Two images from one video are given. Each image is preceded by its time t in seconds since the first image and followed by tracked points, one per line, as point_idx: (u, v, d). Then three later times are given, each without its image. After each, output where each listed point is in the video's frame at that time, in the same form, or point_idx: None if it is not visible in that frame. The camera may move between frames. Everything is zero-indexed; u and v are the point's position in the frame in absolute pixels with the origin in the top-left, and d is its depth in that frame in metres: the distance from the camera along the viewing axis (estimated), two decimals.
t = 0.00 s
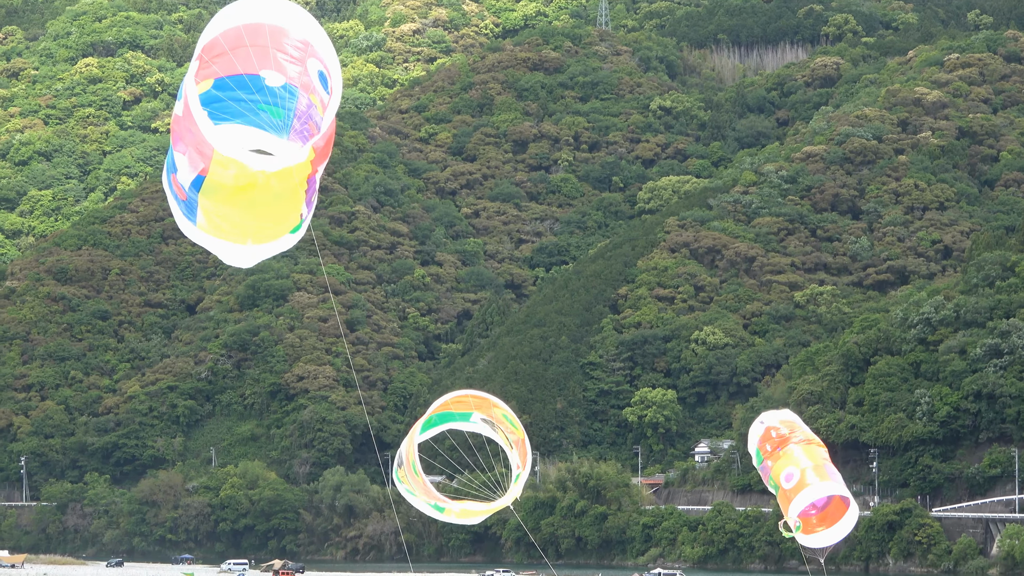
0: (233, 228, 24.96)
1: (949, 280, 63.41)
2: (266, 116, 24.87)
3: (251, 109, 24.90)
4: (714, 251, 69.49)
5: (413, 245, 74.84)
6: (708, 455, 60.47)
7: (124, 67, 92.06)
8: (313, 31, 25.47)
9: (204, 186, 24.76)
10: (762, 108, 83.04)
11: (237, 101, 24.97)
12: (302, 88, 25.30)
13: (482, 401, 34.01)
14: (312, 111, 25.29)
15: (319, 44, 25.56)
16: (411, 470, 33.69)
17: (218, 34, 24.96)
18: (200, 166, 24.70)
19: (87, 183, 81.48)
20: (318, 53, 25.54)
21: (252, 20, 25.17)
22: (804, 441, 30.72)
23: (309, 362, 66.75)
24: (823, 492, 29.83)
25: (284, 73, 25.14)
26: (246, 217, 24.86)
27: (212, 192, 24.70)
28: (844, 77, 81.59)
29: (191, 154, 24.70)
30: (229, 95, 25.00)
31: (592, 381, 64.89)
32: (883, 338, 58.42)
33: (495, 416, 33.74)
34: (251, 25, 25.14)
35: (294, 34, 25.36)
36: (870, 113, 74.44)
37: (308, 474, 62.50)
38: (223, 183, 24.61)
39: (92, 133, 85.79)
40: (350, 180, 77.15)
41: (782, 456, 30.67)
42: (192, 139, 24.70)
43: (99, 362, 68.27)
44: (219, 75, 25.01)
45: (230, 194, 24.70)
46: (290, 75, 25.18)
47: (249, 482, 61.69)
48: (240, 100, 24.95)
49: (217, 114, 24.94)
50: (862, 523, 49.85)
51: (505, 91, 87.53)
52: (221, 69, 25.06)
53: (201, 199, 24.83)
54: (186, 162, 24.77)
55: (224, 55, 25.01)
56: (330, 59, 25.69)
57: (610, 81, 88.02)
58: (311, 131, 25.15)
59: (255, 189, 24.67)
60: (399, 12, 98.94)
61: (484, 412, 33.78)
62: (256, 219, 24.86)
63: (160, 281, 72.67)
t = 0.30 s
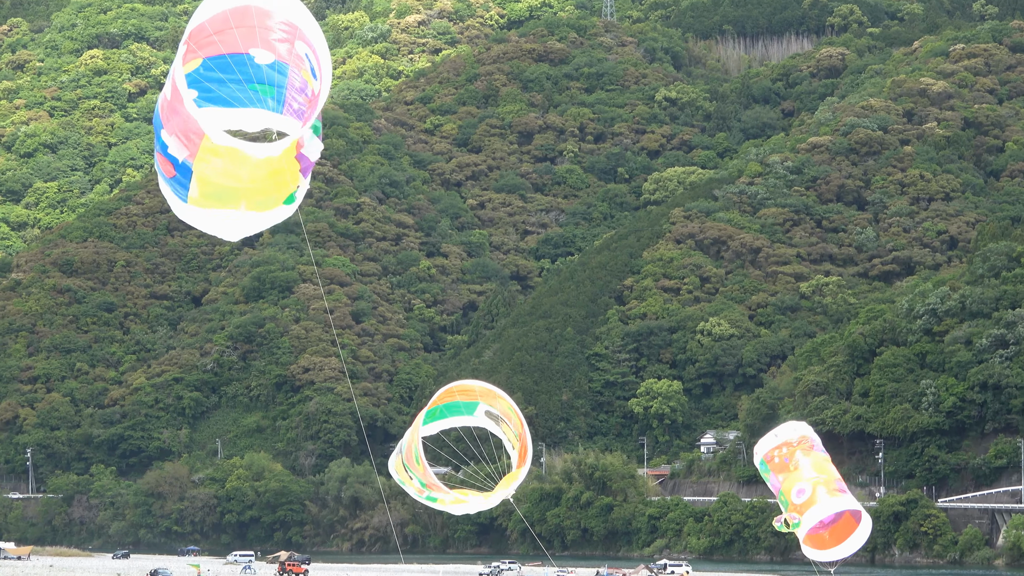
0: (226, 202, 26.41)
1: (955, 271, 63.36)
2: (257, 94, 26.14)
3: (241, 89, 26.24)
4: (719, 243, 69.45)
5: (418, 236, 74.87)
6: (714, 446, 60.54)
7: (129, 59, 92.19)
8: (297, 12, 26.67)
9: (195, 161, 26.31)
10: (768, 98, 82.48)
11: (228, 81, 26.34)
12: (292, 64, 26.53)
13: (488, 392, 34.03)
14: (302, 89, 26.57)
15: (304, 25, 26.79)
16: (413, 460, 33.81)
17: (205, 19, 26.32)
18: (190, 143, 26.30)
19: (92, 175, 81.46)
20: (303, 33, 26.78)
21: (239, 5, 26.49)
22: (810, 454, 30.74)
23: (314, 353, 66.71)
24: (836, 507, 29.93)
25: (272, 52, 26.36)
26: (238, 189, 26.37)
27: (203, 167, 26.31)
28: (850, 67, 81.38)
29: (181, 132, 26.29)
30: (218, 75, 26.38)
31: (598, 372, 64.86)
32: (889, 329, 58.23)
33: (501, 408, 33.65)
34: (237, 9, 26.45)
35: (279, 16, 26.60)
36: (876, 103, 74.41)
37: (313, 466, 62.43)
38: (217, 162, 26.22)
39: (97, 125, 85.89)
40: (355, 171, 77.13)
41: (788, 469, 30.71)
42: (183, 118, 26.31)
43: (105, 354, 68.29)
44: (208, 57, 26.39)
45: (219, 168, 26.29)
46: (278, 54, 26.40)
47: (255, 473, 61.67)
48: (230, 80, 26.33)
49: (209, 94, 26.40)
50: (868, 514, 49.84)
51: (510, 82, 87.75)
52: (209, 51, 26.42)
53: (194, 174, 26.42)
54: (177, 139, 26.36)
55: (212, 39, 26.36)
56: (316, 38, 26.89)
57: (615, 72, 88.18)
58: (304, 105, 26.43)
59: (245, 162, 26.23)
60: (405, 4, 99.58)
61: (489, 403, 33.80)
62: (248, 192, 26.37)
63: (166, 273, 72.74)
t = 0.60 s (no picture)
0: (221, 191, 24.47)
1: (960, 264, 63.73)
2: (247, 79, 24.33)
3: (230, 75, 24.39)
4: (724, 236, 69.78)
5: (425, 230, 75.29)
6: (719, 439, 60.99)
7: (137, 54, 92.85)
8: None
9: (187, 151, 24.30)
10: (773, 92, 83.07)
11: (217, 68, 24.41)
12: (285, 49, 24.58)
13: (493, 388, 34.26)
14: (295, 73, 24.65)
15: (296, 11, 24.83)
16: (417, 453, 33.96)
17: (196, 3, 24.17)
18: (180, 131, 24.24)
19: (102, 169, 82.09)
20: (296, 20, 24.80)
21: None
22: (819, 468, 29.76)
23: (322, 347, 67.08)
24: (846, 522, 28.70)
25: (263, 36, 24.43)
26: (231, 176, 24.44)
27: (196, 154, 24.29)
28: (854, 61, 81.77)
29: (170, 119, 24.22)
30: (208, 60, 24.39)
31: (604, 365, 65.27)
32: (893, 322, 58.70)
33: (506, 401, 33.85)
34: None
35: None
36: (880, 97, 74.78)
37: (321, 458, 62.86)
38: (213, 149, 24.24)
39: (106, 119, 86.57)
40: (362, 165, 77.61)
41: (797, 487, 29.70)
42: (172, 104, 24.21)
43: (114, 347, 68.76)
44: (199, 43, 24.27)
45: (213, 156, 24.32)
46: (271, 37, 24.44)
47: (263, 466, 62.09)
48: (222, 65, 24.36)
49: (198, 80, 24.43)
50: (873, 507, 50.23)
51: (517, 77, 88.38)
52: (200, 36, 24.30)
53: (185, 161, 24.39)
54: (167, 127, 24.30)
55: (202, 22, 24.21)
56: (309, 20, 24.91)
57: (621, 67, 88.79)
58: (298, 90, 24.64)
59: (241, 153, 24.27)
60: None
61: (495, 396, 33.98)
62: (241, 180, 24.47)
63: (174, 266, 73.15)
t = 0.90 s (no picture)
0: (224, 188, 23.48)
1: (945, 263, 67.00)
2: (250, 75, 23.26)
3: (233, 69, 23.30)
4: (721, 236, 73.12)
5: (435, 230, 78.74)
6: (716, 430, 64.36)
7: (159, 63, 99.73)
8: None
9: (192, 144, 23.22)
10: (767, 99, 86.57)
11: (222, 62, 23.34)
12: (288, 49, 23.60)
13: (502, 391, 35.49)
14: (297, 75, 23.65)
15: (299, 11, 23.90)
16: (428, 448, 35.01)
17: None
18: (183, 125, 23.15)
19: (126, 173, 87.59)
20: (298, 18, 23.85)
21: None
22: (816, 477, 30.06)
23: (337, 342, 70.31)
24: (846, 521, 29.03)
25: (267, 34, 23.46)
26: (230, 172, 23.42)
27: (200, 147, 23.22)
28: (844, 70, 85.15)
29: (176, 112, 23.12)
30: (212, 55, 23.33)
31: (606, 359, 68.61)
32: (882, 318, 61.88)
33: (514, 399, 35.03)
34: None
35: None
36: (870, 104, 78.13)
37: (337, 448, 66.14)
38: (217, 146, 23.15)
39: (130, 125, 92.55)
40: (376, 169, 81.13)
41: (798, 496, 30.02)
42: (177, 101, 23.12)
43: (139, 342, 72.24)
44: (204, 39, 23.23)
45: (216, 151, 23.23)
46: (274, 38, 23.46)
47: (281, 455, 65.38)
48: (226, 63, 23.33)
49: (203, 77, 23.35)
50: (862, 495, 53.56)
51: (522, 84, 92.22)
52: (206, 31, 23.28)
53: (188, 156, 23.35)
54: (172, 121, 23.18)
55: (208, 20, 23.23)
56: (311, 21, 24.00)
57: (621, 75, 92.42)
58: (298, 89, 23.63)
59: (244, 148, 23.14)
60: (421, 11, 103.20)
61: (502, 395, 35.09)
62: (242, 174, 23.44)
63: (196, 266, 76.78)
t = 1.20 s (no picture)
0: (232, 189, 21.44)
1: (928, 264, 70.99)
2: (260, 76, 20.78)
3: (243, 66, 20.77)
4: (716, 239, 77.14)
5: (446, 234, 82.94)
6: (711, 422, 68.36)
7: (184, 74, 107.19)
8: None
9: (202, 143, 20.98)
10: (759, 109, 90.97)
11: (231, 58, 20.76)
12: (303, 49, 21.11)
13: (505, 393, 36.34)
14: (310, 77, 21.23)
15: (317, 13, 21.32)
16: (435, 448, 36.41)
17: None
18: (195, 123, 20.89)
19: (153, 180, 94.61)
20: (316, 21, 21.31)
21: None
22: (821, 485, 29.75)
23: (352, 339, 74.19)
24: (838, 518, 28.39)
25: (280, 33, 20.91)
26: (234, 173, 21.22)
27: (209, 147, 20.97)
28: (832, 82, 89.27)
29: (185, 109, 20.79)
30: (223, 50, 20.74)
31: (607, 355, 72.63)
32: (868, 317, 65.96)
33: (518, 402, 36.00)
34: None
35: None
36: (857, 114, 82.22)
37: (352, 440, 70.00)
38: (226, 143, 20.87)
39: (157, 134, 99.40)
40: (388, 175, 85.40)
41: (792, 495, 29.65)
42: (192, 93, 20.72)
43: (165, 340, 76.36)
44: (218, 38, 20.64)
45: (222, 152, 20.99)
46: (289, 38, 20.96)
47: (300, 447, 69.12)
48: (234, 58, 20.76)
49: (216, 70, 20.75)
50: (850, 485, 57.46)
51: (528, 96, 96.51)
52: (222, 29, 20.68)
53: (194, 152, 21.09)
54: (182, 117, 20.90)
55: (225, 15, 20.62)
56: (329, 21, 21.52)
57: (622, 87, 96.62)
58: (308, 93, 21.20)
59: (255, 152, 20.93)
60: (432, 25, 107.80)
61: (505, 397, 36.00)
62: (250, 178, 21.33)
63: (219, 267, 81.14)
